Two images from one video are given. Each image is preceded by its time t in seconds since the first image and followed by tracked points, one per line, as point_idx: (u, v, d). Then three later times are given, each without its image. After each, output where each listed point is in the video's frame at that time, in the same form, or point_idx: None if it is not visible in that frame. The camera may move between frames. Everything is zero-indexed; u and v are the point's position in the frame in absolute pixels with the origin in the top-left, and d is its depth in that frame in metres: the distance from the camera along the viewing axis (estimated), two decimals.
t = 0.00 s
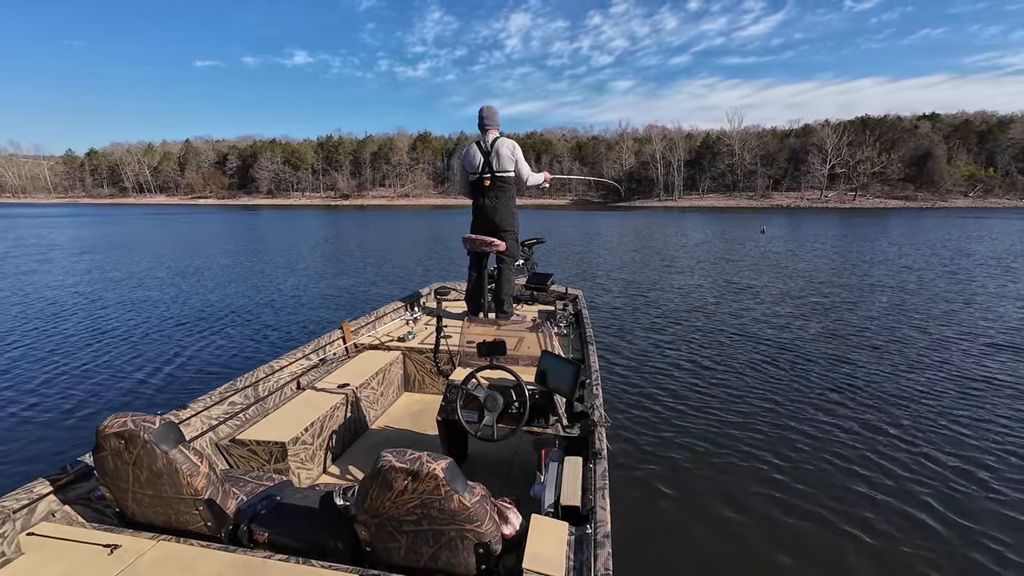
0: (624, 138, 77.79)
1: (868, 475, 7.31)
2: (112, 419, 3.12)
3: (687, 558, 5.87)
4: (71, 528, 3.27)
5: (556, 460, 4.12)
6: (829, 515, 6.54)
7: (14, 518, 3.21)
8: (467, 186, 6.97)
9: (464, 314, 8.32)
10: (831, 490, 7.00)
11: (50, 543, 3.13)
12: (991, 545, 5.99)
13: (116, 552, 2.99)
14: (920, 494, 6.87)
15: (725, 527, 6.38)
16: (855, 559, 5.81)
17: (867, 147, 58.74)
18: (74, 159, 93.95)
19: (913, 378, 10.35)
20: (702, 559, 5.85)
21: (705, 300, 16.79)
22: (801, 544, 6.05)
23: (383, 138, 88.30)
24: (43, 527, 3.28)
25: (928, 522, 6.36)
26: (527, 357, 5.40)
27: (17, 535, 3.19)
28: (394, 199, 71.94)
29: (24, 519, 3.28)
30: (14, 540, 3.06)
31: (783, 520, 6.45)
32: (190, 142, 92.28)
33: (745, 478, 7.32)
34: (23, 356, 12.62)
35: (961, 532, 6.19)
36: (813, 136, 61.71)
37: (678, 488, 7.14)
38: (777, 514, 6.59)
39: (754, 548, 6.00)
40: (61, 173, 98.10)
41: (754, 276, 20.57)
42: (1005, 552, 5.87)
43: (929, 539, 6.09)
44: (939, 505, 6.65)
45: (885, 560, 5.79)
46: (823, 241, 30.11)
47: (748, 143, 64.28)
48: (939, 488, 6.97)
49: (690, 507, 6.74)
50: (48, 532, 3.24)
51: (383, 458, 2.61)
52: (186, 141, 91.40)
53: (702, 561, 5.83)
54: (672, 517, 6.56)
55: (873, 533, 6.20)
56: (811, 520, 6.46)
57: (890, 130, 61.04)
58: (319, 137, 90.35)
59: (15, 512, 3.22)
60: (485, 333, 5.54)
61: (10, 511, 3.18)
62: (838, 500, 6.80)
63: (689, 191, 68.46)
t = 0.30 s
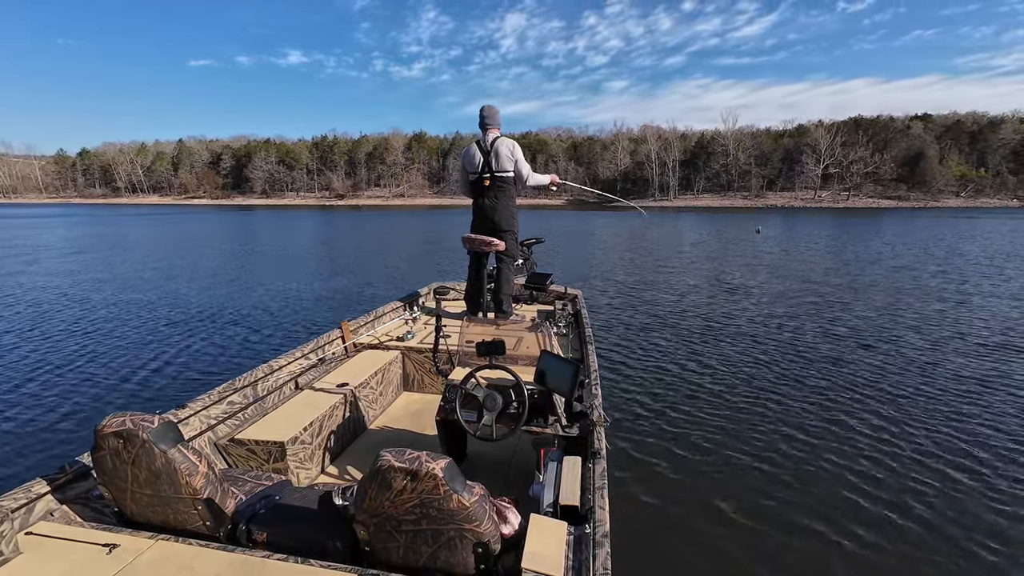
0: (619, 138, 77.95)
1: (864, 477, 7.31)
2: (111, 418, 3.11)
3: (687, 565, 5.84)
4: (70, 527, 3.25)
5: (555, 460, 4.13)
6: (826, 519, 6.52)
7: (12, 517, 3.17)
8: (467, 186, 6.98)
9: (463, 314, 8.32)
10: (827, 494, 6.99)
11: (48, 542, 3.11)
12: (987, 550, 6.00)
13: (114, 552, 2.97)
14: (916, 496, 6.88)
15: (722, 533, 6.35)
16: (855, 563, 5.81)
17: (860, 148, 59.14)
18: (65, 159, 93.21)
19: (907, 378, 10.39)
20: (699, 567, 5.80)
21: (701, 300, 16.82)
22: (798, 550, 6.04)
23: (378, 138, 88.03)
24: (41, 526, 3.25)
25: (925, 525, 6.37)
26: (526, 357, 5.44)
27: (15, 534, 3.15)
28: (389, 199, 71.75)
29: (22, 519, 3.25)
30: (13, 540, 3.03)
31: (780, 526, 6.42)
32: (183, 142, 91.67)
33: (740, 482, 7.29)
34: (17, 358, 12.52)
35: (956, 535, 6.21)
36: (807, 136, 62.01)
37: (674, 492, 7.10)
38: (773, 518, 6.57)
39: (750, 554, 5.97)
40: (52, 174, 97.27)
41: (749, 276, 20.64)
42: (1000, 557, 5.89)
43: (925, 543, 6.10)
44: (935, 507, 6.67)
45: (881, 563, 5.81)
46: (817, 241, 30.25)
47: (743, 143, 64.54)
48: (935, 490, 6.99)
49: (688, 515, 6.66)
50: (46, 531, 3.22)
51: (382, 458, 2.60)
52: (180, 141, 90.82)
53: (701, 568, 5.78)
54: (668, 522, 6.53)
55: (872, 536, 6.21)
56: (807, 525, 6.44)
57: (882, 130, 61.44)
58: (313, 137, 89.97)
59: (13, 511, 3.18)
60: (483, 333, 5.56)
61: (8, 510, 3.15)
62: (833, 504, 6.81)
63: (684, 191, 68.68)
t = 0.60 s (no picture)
0: (614, 138, 78.09)
1: (864, 480, 7.29)
2: (110, 419, 3.10)
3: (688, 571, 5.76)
4: (70, 528, 3.23)
5: (556, 459, 4.13)
6: (827, 523, 6.48)
7: (12, 518, 3.14)
8: (467, 186, 6.98)
9: (462, 314, 8.31)
10: (828, 497, 6.95)
11: (48, 543, 3.08)
12: (987, 551, 6.01)
13: (114, 552, 2.95)
14: (916, 498, 6.88)
15: (724, 539, 6.26)
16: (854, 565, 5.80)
17: (854, 148, 59.51)
18: (57, 159, 92.42)
19: (902, 379, 10.44)
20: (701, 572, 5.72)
21: (698, 300, 16.88)
22: (799, 555, 5.98)
23: (373, 138, 87.83)
24: (41, 526, 3.22)
25: (924, 526, 6.39)
26: (526, 357, 5.44)
27: (15, 535, 3.13)
28: (385, 199, 71.57)
29: (22, 520, 3.23)
30: (13, 540, 3.01)
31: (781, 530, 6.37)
32: (177, 141, 91.10)
33: (742, 486, 7.22)
34: (10, 360, 12.43)
35: (956, 536, 6.22)
36: (801, 136, 62.30)
37: (675, 496, 7.04)
38: (775, 521, 6.53)
39: (753, 559, 5.91)
40: (44, 174, 96.42)
41: (745, 276, 20.71)
42: (1000, 557, 5.90)
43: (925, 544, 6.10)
44: (935, 509, 6.67)
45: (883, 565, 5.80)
46: (812, 241, 30.39)
47: (737, 143, 64.80)
48: (934, 493, 6.99)
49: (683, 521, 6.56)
50: (46, 531, 3.20)
51: (382, 458, 2.59)
52: (173, 140, 90.23)
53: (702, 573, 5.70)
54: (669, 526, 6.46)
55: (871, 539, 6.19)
56: (809, 529, 6.39)
57: (875, 130, 61.81)
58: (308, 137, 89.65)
59: (13, 512, 3.16)
60: (483, 333, 5.56)
61: (7, 510, 3.13)
62: (834, 507, 6.77)
63: (679, 191, 68.89)
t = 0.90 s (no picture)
0: (610, 139, 78.21)
1: (862, 481, 7.27)
2: (110, 420, 3.07)
3: None
4: (70, 528, 3.22)
5: (555, 460, 4.15)
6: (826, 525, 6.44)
7: (12, 519, 3.15)
8: (467, 186, 6.98)
9: (462, 313, 8.31)
10: (827, 499, 6.91)
11: (47, 543, 3.07)
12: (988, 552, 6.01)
13: (114, 552, 2.93)
14: (913, 498, 6.88)
15: (718, 544, 6.13)
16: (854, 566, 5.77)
17: (848, 149, 59.85)
18: (49, 159, 91.72)
19: (897, 379, 10.48)
20: None
21: (694, 300, 16.94)
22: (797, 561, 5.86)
23: (368, 138, 87.60)
24: (40, 527, 3.21)
25: (922, 525, 6.39)
26: (526, 357, 5.45)
27: (14, 536, 3.13)
28: (380, 199, 71.44)
29: (22, 520, 3.24)
30: (13, 541, 3.08)
31: (781, 532, 6.32)
32: (171, 141, 90.58)
33: (740, 489, 7.16)
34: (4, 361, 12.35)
35: (955, 536, 6.21)
36: (796, 136, 62.61)
37: (674, 499, 6.98)
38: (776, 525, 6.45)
39: (754, 562, 5.85)
40: (36, 174, 95.70)
41: (740, 276, 20.78)
42: (999, 558, 5.89)
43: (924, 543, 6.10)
44: (933, 509, 6.66)
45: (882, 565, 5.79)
46: (807, 241, 30.56)
47: (733, 143, 65.04)
48: (932, 493, 6.98)
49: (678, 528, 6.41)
50: (46, 531, 3.19)
51: (381, 457, 2.59)
52: (167, 140, 89.67)
53: None
54: (670, 530, 6.39)
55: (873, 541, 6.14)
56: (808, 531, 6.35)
57: (869, 131, 62.19)
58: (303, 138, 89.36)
59: (13, 512, 3.18)
60: (483, 333, 5.56)
61: (7, 511, 3.15)
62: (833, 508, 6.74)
63: (674, 191, 69.10)
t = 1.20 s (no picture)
0: (606, 139, 78.38)
1: (858, 482, 7.26)
2: (109, 420, 3.05)
3: None
4: (69, 527, 3.21)
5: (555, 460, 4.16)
6: (823, 527, 6.42)
7: (11, 519, 3.18)
8: (467, 186, 6.97)
9: (460, 314, 8.31)
10: (824, 500, 6.90)
11: (46, 543, 3.06)
12: (984, 550, 6.04)
13: (113, 552, 2.91)
14: (911, 500, 6.89)
15: (719, 551, 6.05)
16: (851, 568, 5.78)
17: (842, 149, 60.20)
18: (42, 159, 91.06)
19: (892, 379, 10.51)
20: None
21: (691, 300, 16.98)
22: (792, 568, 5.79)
23: (364, 138, 87.49)
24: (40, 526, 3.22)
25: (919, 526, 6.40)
26: (525, 357, 5.46)
27: (13, 536, 3.15)
28: (376, 199, 71.34)
29: (21, 520, 3.26)
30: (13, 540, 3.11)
31: (779, 534, 6.31)
32: (165, 140, 90.09)
33: (738, 491, 7.13)
34: None
35: (952, 538, 6.22)
36: (791, 137, 62.91)
37: (672, 501, 6.96)
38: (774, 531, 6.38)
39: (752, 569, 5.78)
40: (29, 174, 94.98)
41: (736, 276, 20.86)
42: (995, 559, 5.91)
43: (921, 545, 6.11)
44: (929, 510, 6.68)
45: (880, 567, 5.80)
46: (802, 241, 30.73)
47: (728, 144, 65.30)
48: (930, 494, 6.99)
49: (678, 536, 6.33)
50: (45, 530, 3.19)
51: (381, 457, 2.58)
52: (161, 139, 89.18)
53: None
54: (669, 533, 6.37)
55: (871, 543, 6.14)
56: (805, 533, 6.33)
57: (863, 131, 62.55)
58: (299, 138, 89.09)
59: (12, 512, 3.20)
60: (483, 333, 5.57)
61: (7, 511, 3.17)
62: (831, 510, 6.73)
63: (670, 191, 69.29)
